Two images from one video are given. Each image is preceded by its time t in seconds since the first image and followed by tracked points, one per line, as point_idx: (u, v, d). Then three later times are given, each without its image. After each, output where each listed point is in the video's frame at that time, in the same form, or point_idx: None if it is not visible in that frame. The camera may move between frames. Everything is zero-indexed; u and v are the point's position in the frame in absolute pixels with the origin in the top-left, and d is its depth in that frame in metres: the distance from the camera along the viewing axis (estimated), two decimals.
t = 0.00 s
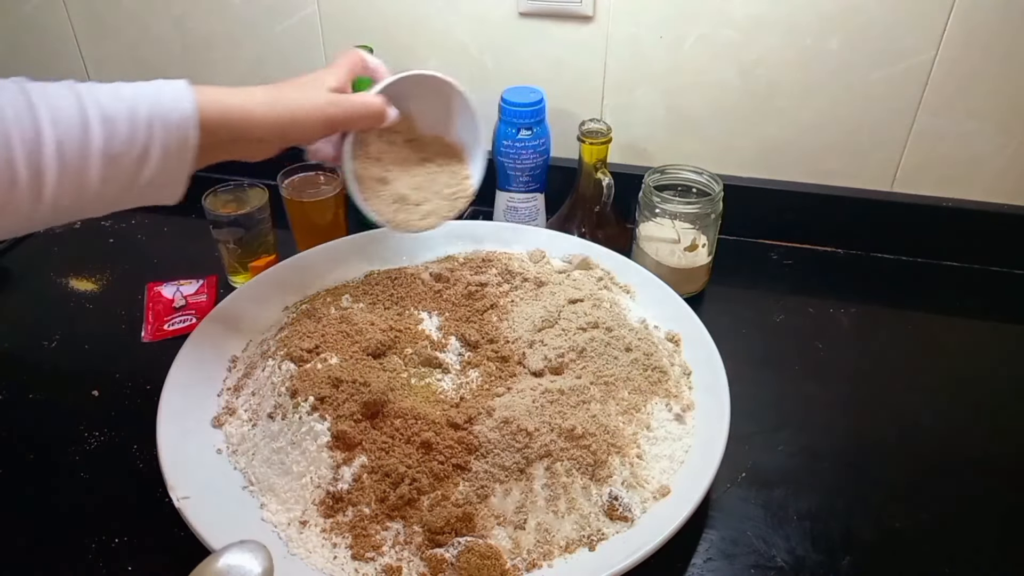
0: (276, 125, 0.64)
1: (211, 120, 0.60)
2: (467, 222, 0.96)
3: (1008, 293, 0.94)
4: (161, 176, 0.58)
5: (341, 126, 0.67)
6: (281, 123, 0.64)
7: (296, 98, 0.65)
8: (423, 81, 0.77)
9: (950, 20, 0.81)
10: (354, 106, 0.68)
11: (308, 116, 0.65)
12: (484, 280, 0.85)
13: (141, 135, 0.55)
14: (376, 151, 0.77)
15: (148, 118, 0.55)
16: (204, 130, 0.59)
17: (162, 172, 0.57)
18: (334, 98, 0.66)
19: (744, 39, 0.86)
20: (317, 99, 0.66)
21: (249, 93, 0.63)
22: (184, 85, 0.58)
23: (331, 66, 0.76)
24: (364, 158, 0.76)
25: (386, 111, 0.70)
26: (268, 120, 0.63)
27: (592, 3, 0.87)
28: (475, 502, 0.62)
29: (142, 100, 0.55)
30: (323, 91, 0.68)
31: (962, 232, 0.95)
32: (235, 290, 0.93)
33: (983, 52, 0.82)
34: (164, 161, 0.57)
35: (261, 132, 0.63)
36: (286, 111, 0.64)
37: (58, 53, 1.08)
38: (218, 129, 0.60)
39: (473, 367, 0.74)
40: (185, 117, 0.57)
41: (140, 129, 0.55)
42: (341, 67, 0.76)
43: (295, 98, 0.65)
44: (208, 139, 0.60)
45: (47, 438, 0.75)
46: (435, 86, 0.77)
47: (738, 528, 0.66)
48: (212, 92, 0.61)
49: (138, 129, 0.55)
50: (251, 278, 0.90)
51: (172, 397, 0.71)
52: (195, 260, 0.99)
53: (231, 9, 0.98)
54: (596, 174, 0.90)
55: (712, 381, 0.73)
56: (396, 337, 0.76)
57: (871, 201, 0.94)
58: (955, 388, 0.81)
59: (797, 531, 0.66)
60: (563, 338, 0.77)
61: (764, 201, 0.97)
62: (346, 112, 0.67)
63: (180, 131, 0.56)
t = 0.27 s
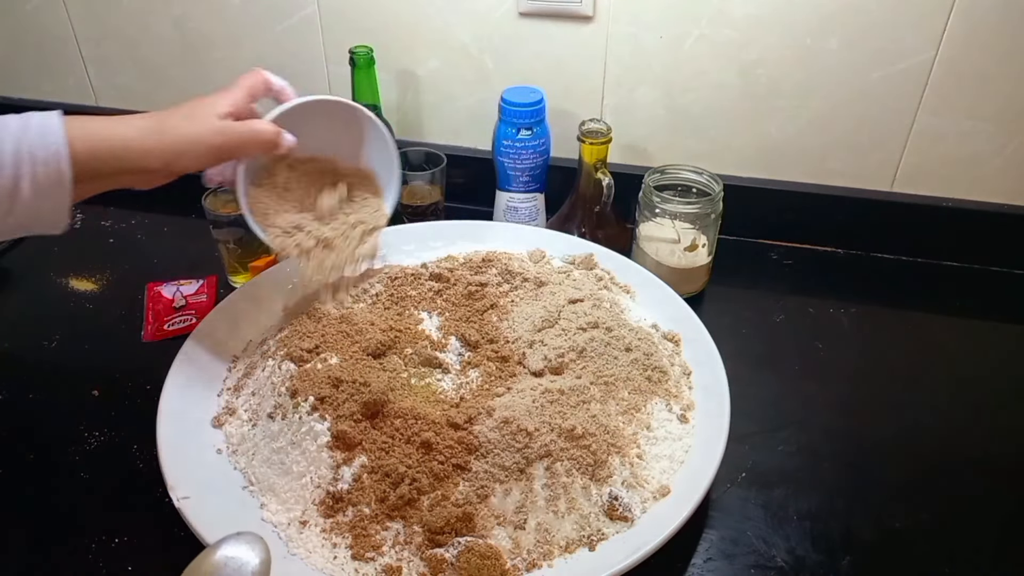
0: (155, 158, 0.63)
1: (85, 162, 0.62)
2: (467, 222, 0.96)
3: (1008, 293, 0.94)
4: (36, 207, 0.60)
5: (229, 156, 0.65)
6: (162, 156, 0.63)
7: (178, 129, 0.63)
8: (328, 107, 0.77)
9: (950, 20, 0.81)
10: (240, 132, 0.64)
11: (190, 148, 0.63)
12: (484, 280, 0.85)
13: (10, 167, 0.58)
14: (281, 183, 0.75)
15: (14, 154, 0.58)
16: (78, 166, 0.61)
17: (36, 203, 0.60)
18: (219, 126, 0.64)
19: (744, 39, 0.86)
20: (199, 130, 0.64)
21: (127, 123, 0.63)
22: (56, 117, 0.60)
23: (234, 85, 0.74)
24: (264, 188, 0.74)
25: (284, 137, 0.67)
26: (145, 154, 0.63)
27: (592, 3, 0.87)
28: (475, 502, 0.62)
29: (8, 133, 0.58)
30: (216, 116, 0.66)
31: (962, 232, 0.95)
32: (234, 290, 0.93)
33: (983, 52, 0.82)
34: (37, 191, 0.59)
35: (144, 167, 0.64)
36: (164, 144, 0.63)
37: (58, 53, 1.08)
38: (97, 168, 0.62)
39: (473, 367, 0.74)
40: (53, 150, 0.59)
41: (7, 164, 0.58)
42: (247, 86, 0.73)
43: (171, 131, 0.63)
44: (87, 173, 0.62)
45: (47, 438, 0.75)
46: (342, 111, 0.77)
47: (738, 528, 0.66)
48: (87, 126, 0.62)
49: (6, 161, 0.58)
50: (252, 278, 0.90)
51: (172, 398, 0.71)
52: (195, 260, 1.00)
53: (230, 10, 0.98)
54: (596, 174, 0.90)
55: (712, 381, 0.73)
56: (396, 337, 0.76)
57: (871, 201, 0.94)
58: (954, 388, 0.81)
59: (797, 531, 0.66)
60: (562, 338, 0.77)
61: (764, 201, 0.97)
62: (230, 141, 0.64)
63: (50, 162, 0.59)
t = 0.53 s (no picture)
0: (99, 189, 0.65)
1: (32, 197, 0.65)
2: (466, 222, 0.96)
3: (1008, 293, 0.94)
4: None
5: (172, 179, 0.65)
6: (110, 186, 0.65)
7: (122, 157, 0.65)
8: (298, 123, 0.76)
9: (950, 20, 0.81)
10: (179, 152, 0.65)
11: (137, 175, 0.65)
12: (484, 280, 0.85)
13: None
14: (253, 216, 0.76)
15: None
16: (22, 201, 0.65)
17: None
18: (161, 151, 0.65)
19: (744, 39, 0.86)
20: (145, 157, 0.65)
21: (67, 156, 0.66)
22: None
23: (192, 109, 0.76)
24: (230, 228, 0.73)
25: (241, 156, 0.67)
26: (91, 184, 0.65)
27: (592, 3, 0.87)
28: (475, 502, 0.62)
29: None
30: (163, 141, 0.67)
31: (962, 232, 0.95)
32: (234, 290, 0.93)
33: (983, 52, 0.82)
34: None
35: (91, 197, 0.66)
36: (107, 174, 0.65)
37: (58, 53, 1.08)
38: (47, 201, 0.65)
39: (473, 367, 0.74)
40: None
41: None
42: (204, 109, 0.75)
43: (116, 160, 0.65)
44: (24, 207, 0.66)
45: (46, 438, 0.75)
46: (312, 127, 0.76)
47: (738, 528, 0.66)
48: (33, 162, 0.65)
49: None
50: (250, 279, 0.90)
51: (171, 398, 0.71)
52: (195, 260, 1.00)
53: (230, 10, 0.98)
54: (596, 174, 0.90)
55: (712, 381, 0.73)
56: (396, 337, 0.76)
57: (871, 201, 0.94)
58: (954, 389, 0.81)
59: (797, 531, 0.66)
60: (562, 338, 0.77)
61: (764, 201, 0.97)
62: (174, 165, 0.65)
63: None
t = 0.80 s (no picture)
0: (133, 231, 0.57)
1: (58, 235, 0.58)
2: (466, 222, 0.96)
3: (1008, 293, 0.94)
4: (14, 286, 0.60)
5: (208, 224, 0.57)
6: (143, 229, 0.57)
7: (154, 194, 0.57)
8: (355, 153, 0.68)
9: (950, 20, 0.81)
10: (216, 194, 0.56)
11: (166, 217, 0.57)
12: (484, 280, 0.85)
13: None
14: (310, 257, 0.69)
15: None
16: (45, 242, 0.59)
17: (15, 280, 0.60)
18: (198, 191, 0.56)
19: (744, 39, 0.86)
20: (176, 194, 0.57)
21: (103, 192, 0.58)
22: (28, 188, 0.59)
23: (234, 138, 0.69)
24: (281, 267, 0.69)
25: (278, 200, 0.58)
26: (124, 227, 0.57)
27: (592, 3, 0.87)
28: (475, 502, 0.62)
29: None
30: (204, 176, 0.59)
31: (962, 232, 0.95)
32: (234, 290, 0.93)
33: (983, 53, 0.82)
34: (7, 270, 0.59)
35: (125, 241, 0.58)
36: (140, 215, 0.57)
37: (58, 53, 1.08)
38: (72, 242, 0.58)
39: (473, 367, 0.74)
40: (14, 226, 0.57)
41: None
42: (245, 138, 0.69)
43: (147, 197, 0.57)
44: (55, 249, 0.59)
45: (46, 438, 0.75)
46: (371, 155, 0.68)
47: (738, 528, 0.66)
48: (61, 197, 0.59)
49: None
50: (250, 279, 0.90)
51: (171, 398, 0.71)
52: (195, 260, 1.00)
53: (230, 10, 0.98)
54: (596, 174, 0.90)
55: (712, 380, 0.73)
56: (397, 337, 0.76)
57: (871, 201, 0.94)
58: (955, 389, 0.81)
59: (797, 530, 0.66)
60: (563, 338, 0.77)
61: (764, 201, 0.97)
62: (210, 208, 0.56)
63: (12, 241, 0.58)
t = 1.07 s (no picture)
0: (121, 223, 0.58)
1: (46, 228, 0.59)
2: (466, 222, 0.96)
3: (1008, 293, 0.94)
4: None
5: (193, 219, 0.58)
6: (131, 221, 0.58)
7: (141, 189, 0.58)
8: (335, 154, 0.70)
9: (950, 20, 0.81)
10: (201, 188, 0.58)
11: (154, 212, 0.58)
12: (484, 280, 0.85)
13: None
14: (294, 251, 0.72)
15: None
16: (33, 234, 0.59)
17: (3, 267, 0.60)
18: (185, 187, 0.58)
19: (744, 39, 0.86)
20: (163, 190, 0.58)
21: (85, 186, 0.59)
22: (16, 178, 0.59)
23: (219, 134, 0.70)
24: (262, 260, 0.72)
25: (262, 198, 0.60)
26: (112, 220, 0.58)
27: (592, 3, 0.87)
28: (475, 502, 0.62)
29: None
30: (189, 171, 0.60)
31: (962, 232, 0.95)
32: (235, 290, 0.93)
33: (983, 53, 0.82)
34: None
35: (113, 233, 0.59)
36: (128, 209, 0.58)
37: (58, 53, 1.08)
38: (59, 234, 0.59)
39: (473, 367, 0.74)
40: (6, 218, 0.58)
41: None
42: (231, 133, 0.70)
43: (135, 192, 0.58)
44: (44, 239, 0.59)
45: (47, 438, 0.75)
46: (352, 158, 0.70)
47: (738, 528, 0.66)
48: (48, 190, 0.59)
49: None
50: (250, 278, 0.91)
51: (172, 398, 0.71)
52: (194, 260, 1.00)
53: (230, 10, 0.98)
54: (596, 174, 0.90)
55: (712, 380, 0.73)
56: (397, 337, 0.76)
57: (871, 201, 0.94)
58: (955, 389, 0.81)
59: (797, 531, 0.66)
60: (563, 339, 0.77)
61: (764, 201, 0.97)
62: (196, 204, 0.58)
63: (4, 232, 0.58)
